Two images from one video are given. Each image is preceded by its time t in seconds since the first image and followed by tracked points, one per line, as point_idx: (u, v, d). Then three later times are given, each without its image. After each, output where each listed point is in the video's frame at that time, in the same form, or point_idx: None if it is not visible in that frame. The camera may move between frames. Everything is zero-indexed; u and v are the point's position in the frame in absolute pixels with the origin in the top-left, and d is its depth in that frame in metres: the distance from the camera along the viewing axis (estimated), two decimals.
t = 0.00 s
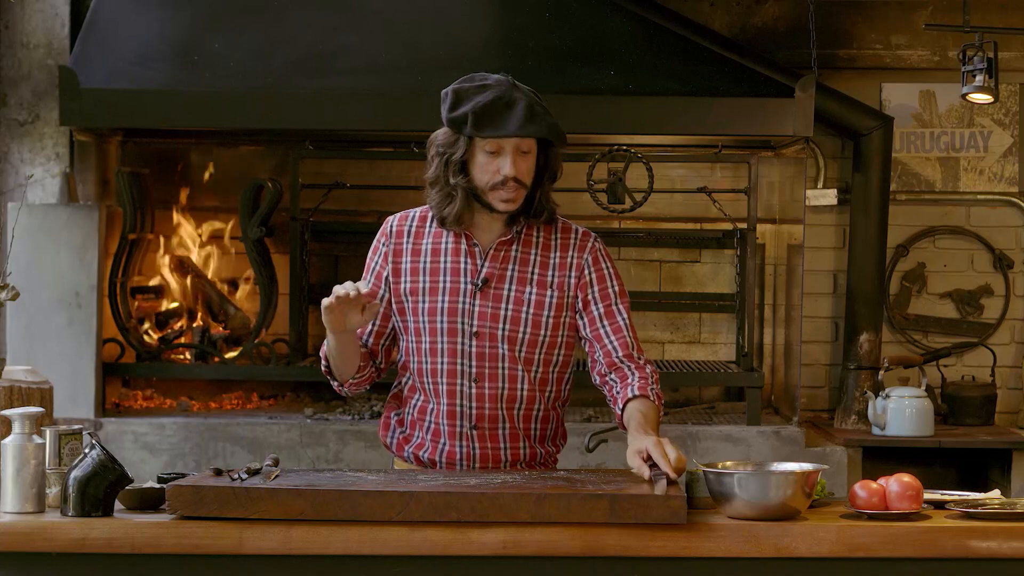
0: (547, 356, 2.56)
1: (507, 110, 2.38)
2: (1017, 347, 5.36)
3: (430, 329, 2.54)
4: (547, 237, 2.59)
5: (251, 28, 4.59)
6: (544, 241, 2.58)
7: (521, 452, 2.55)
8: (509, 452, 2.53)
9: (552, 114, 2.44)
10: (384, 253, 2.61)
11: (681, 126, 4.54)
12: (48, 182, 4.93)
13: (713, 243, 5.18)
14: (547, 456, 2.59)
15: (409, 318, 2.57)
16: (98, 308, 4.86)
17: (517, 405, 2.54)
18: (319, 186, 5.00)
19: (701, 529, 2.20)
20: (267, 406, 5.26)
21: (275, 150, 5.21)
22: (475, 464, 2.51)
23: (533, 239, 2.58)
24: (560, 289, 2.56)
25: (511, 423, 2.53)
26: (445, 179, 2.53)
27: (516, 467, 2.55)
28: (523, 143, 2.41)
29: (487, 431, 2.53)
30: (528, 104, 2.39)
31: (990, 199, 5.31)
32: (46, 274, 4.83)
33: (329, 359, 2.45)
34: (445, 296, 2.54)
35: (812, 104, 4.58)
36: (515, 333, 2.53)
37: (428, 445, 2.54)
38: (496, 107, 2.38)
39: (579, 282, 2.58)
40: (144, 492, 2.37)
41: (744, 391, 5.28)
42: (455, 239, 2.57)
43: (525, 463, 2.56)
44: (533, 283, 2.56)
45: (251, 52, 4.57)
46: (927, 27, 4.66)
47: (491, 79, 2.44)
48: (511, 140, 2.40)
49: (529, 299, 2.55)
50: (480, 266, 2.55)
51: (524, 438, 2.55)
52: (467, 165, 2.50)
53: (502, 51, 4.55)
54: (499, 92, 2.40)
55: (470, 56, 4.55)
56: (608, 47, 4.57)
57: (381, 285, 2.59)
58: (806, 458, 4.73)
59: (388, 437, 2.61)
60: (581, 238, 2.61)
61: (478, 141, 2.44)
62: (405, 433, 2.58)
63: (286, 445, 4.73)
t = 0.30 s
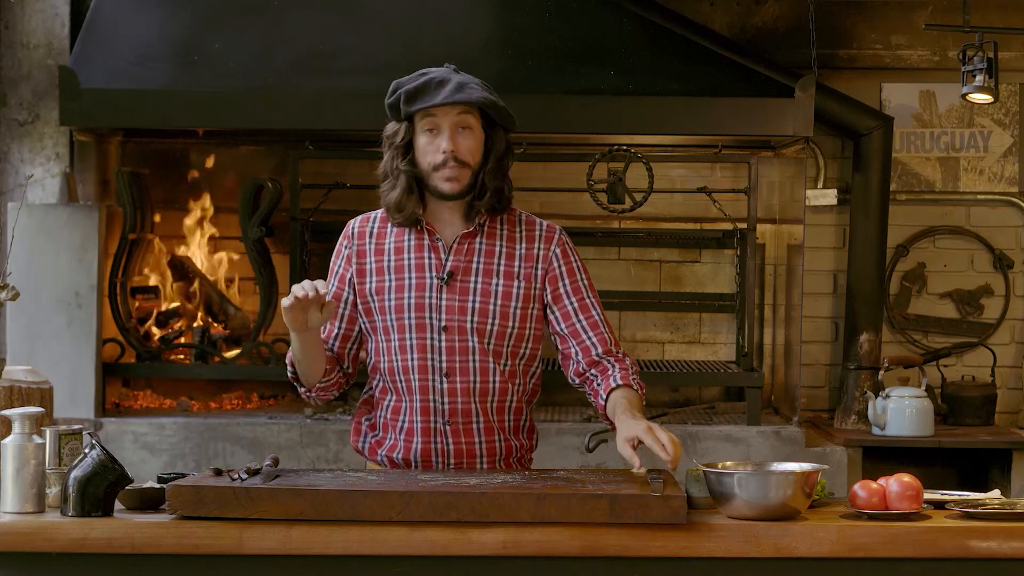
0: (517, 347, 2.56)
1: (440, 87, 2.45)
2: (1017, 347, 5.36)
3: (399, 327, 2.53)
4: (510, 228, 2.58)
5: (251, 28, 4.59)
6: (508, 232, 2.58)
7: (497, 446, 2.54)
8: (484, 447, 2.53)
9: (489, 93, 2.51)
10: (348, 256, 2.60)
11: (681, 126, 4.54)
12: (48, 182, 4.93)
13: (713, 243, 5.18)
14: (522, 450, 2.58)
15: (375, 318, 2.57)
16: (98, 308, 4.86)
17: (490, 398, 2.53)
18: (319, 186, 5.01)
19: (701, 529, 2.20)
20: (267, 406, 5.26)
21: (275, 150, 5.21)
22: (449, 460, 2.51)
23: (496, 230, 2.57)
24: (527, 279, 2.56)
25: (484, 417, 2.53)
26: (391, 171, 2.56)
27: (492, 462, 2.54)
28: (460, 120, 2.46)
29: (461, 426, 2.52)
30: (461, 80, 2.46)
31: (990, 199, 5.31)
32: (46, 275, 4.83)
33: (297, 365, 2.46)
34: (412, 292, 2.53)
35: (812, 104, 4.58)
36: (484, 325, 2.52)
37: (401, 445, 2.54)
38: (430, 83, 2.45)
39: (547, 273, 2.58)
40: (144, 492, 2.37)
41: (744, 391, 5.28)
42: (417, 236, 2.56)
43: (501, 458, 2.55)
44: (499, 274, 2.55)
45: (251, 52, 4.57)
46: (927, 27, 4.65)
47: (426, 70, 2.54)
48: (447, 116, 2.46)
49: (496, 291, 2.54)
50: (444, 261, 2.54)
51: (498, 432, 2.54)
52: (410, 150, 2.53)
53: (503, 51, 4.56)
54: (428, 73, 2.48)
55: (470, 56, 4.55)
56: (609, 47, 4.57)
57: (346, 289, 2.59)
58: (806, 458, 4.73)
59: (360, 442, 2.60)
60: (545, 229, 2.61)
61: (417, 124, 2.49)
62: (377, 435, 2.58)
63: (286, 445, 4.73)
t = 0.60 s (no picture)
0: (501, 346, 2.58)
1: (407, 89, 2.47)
2: (1017, 347, 5.36)
3: (384, 333, 2.53)
4: (488, 228, 2.61)
5: (251, 28, 4.59)
6: (486, 232, 2.61)
7: (483, 449, 2.54)
8: (471, 451, 2.52)
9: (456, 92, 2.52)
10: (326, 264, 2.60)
11: (681, 126, 4.55)
12: (48, 182, 4.92)
13: (713, 243, 5.18)
14: (508, 453, 2.58)
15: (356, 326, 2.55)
16: (98, 308, 4.86)
17: (477, 400, 2.54)
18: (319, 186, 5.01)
19: (701, 529, 2.20)
20: (267, 406, 5.26)
21: (275, 149, 5.21)
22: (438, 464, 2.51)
23: (473, 229, 2.60)
24: (509, 278, 2.59)
25: (472, 420, 2.53)
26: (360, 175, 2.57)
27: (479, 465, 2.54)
28: (430, 120, 2.48)
29: (449, 429, 2.52)
30: (428, 81, 2.48)
31: (990, 199, 5.31)
32: (46, 275, 4.83)
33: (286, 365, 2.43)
34: (395, 297, 2.53)
35: (812, 104, 4.58)
36: (470, 326, 2.54)
37: (387, 452, 2.52)
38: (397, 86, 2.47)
39: (528, 271, 2.62)
40: (144, 492, 2.37)
41: (744, 391, 5.28)
42: (395, 240, 2.57)
43: (487, 461, 2.54)
44: (481, 274, 2.57)
45: (251, 52, 4.57)
46: (927, 27, 4.65)
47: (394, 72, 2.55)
48: (416, 117, 2.47)
49: (480, 291, 2.56)
50: (426, 264, 2.56)
51: (485, 435, 2.55)
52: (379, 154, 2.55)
53: (502, 51, 4.55)
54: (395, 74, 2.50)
55: (470, 56, 4.55)
56: (609, 47, 4.57)
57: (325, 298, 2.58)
58: (806, 458, 4.73)
59: (340, 452, 2.58)
60: (522, 226, 2.64)
61: (386, 126, 2.51)
62: (361, 444, 2.56)
63: (286, 445, 4.73)
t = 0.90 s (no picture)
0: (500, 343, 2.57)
1: (435, 108, 2.34)
2: (1017, 347, 5.36)
3: (389, 337, 2.49)
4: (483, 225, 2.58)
5: (250, 28, 4.59)
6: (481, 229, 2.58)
7: (490, 449, 2.54)
8: (480, 450, 2.53)
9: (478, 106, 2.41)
10: (321, 270, 2.53)
11: (680, 127, 4.55)
12: (48, 182, 4.92)
13: (713, 243, 5.18)
14: (510, 451, 2.59)
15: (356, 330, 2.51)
16: (98, 308, 4.86)
17: (483, 400, 2.53)
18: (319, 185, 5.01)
19: (701, 529, 2.20)
20: (267, 406, 5.26)
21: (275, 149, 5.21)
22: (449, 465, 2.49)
23: (470, 230, 2.56)
24: (507, 274, 2.56)
25: (478, 419, 2.53)
26: (371, 186, 2.44)
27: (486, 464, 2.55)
28: (456, 141, 2.37)
29: (457, 430, 2.51)
30: (456, 98, 2.35)
31: (990, 199, 5.31)
32: (46, 275, 4.83)
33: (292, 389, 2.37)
34: (398, 300, 2.49)
35: (812, 104, 4.58)
36: (475, 326, 2.51)
37: (397, 454, 2.50)
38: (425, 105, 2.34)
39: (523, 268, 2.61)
40: (144, 492, 2.37)
41: (744, 391, 5.28)
42: (393, 243, 2.52)
43: (493, 460, 2.55)
44: (481, 273, 2.54)
45: (251, 52, 4.57)
46: (927, 27, 4.65)
47: (416, 79, 2.39)
48: (443, 138, 2.35)
49: (481, 290, 2.52)
50: (426, 266, 2.52)
51: (491, 434, 2.55)
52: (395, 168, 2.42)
53: (502, 51, 4.55)
54: (422, 90, 2.35)
55: (470, 57, 4.55)
56: (609, 47, 4.57)
57: (324, 303, 2.52)
58: (806, 458, 4.73)
59: (344, 454, 2.53)
60: (514, 224, 2.62)
61: (408, 143, 2.38)
62: (366, 447, 2.52)
63: (286, 445, 4.73)
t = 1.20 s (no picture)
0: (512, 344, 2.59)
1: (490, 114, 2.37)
2: (1017, 347, 5.36)
3: (408, 336, 2.49)
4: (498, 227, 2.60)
5: (250, 28, 4.59)
6: (497, 231, 2.59)
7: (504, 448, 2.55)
8: (495, 450, 2.53)
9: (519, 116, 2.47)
10: (338, 266, 2.50)
11: (680, 127, 4.55)
12: (48, 182, 4.92)
13: (713, 243, 5.18)
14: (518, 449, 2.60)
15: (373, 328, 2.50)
16: (98, 308, 4.86)
17: (498, 400, 2.54)
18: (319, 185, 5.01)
19: (701, 529, 2.20)
20: (267, 406, 5.26)
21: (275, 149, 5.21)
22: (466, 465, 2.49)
23: (487, 231, 2.58)
24: (522, 277, 2.59)
25: (493, 419, 2.54)
26: (415, 187, 2.43)
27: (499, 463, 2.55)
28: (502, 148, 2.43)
29: (474, 430, 2.51)
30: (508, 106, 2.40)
31: (990, 199, 5.31)
32: (46, 275, 4.83)
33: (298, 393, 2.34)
34: (419, 300, 2.49)
35: (812, 104, 4.58)
36: (493, 327, 2.53)
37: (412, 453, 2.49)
38: (481, 110, 2.37)
39: (535, 269, 2.64)
40: (144, 492, 2.37)
41: (744, 391, 5.28)
42: (414, 241, 2.51)
43: (505, 459, 2.56)
44: (498, 274, 2.55)
45: (251, 52, 4.57)
46: (927, 27, 4.65)
47: (465, 85, 2.42)
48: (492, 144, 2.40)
49: (499, 291, 2.54)
50: (446, 266, 2.52)
51: (504, 434, 2.56)
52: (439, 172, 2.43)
53: (502, 51, 4.55)
54: (476, 96, 2.39)
55: (470, 57, 4.55)
56: (609, 47, 4.57)
57: (340, 299, 2.49)
58: (806, 458, 4.73)
59: (356, 454, 2.51)
60: (527, 226, 2.64)
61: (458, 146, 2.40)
62: (378, 445, 2.51)
63: (286, 445, 4.73)
